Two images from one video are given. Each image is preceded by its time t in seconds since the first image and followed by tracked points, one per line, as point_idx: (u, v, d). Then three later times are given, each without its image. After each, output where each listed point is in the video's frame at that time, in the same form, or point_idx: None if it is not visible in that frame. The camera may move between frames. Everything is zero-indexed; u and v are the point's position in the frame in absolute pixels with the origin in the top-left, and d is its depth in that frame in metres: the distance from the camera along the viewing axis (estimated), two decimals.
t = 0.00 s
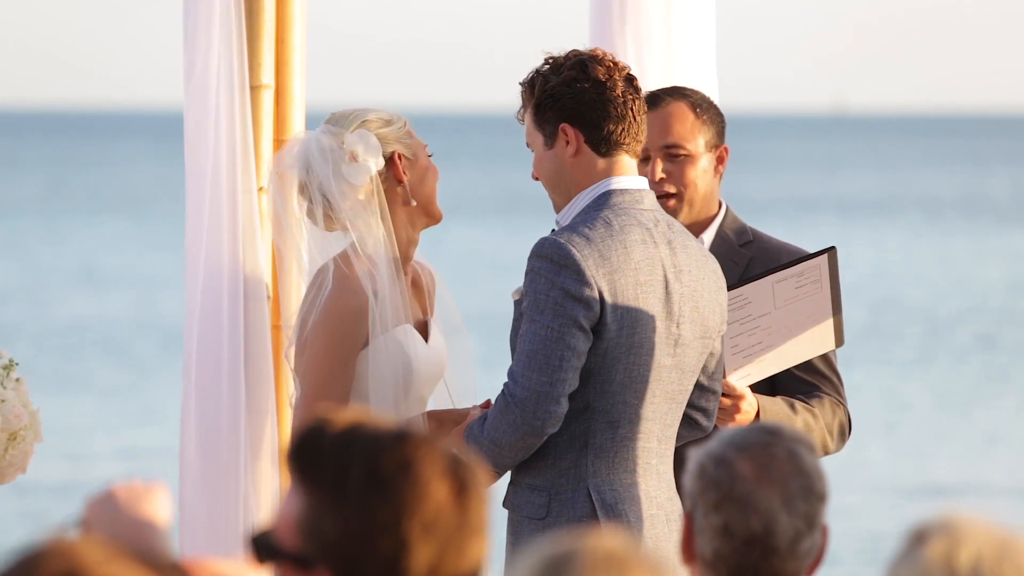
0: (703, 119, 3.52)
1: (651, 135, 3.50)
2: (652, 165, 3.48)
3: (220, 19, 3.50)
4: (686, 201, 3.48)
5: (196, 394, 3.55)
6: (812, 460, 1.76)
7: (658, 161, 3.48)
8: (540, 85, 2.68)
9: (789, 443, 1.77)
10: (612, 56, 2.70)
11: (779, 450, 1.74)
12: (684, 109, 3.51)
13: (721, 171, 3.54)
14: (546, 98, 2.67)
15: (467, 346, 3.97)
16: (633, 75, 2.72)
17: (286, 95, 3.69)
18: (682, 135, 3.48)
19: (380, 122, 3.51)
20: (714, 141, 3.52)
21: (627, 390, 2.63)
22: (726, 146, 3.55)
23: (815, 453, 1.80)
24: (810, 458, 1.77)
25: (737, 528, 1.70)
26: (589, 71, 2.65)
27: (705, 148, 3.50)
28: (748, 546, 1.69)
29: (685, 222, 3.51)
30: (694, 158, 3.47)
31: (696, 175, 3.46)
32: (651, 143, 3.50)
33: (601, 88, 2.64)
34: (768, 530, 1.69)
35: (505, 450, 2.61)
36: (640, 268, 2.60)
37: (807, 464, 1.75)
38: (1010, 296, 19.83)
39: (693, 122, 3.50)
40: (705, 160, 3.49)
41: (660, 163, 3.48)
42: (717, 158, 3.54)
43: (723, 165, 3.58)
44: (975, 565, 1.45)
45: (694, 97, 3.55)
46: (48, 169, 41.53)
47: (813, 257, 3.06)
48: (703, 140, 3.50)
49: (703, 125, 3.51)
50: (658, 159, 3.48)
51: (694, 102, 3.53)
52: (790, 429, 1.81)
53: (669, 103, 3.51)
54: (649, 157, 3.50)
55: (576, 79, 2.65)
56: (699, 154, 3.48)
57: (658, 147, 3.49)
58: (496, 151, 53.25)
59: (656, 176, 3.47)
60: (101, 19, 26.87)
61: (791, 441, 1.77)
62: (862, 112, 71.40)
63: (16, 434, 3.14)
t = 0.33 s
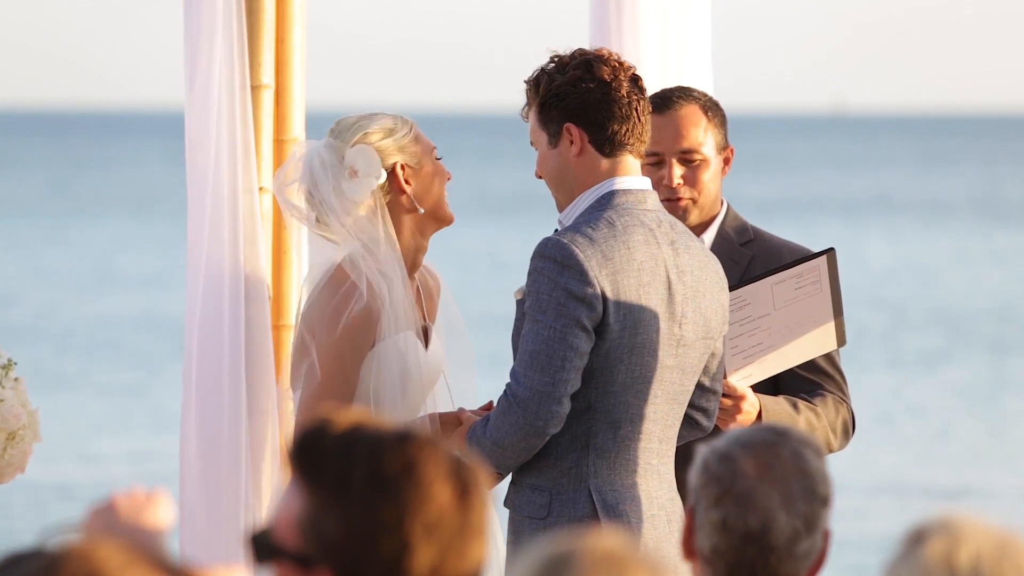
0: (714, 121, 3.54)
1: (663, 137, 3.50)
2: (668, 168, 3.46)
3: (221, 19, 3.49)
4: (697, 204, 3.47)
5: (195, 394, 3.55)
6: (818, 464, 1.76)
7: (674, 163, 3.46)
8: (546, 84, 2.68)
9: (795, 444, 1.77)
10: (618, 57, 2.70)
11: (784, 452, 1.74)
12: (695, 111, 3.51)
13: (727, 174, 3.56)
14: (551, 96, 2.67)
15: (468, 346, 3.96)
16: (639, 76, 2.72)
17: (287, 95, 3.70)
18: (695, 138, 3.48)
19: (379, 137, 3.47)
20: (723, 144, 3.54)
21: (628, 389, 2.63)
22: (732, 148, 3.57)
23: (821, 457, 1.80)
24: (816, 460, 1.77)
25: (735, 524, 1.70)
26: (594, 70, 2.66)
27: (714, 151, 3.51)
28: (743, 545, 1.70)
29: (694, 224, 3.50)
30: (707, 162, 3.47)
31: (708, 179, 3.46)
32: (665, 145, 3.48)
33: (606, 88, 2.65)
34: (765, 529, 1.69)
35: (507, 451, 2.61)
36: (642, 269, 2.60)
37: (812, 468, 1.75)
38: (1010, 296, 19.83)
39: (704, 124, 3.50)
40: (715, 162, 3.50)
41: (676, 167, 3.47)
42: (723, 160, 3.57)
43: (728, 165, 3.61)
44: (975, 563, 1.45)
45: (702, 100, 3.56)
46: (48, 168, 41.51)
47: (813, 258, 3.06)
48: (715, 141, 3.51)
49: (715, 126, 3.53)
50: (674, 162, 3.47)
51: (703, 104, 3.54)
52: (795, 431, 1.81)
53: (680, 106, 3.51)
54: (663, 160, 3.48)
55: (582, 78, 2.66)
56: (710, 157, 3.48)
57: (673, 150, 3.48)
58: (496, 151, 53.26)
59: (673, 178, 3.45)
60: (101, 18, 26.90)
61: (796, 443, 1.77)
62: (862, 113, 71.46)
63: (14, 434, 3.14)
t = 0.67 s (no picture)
0: (709, 121, 3.54)
1: (658, 139, 3.49)
2: (661, 170, 3.46)
3: (224, 18, 3.49)
4: (691, 205, 3.48)
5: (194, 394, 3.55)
6: (815, 475, 1.76)
7: (668, 165, 3.46)
8: (542, 89, 2.68)
9: (794, 457, 1.77)
10: (612, 57, 2.71)
11: (783, 469, 1.74)
12: (689, 112, 3.51)
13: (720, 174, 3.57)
14: (548, 102, 2.66)
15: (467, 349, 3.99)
16: (634, 76, 2.72)
17: (287, 94, 3.69)
18: (688, 139, 3.47)
19: (321, 145, 3.60)
20: (716, 144, 3.55)
21: (630, 390, 2.62)
22: (726, 148, 3.58)
23: (821, 467, 1.80)
24: (815, 473, 1.77)
25: (736, 548, 1.70)
26: (590, 71, 2.66)
27: (708, 151, 3.51)
28: (744, 566, 1.70)
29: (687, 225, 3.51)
30: (700, 164, 3.47)
31: (702, 181, 3.46)
32: (659, 147, 3.48)
33: (602, 87, 2.65)
34: (768, 552, 1.69)
35: (508, 450, 2.61)
36: (646, 270, 2.60)
37: (810, 480, 1.74)
38: (1011, 296, 19.83)
39: (696, 125, 3.50)
40: (708, 164, 3.50)
41: (670, 169, 3.46)
42: (717, 160, 3.57)
43: (721, 166, 3.62)
44: (972, 562, 1.46)
45: (695, 99, 3.55)
46: (47, 168, 41.44)
47: (818, 265, 3.05)
48: (709, 142, 3.51)
49: (709, 126, 3.53)
50: (668, 164, 3.46)
51: (696, 103, 3.53)
52: (790, 438, 1.81)
53: (675, 107, 3.50)
54: (657, 162, 3.48)
55: (578, 79, 2.66)
56: (703, 158, 3.48)
57: (667, 152, 3.47)
58: (496, 151, 53.22)
59: (667, 181, 3.45)
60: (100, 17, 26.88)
61: (797, 455, 1.77)
62: (862, 112, 71.43)
63: (14, 431, 3.14)
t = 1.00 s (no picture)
0: (708, 122, 3.54)
1: (656, 139, 3.48)
2: (660, 170, 3.46)
3: (220, 21, 3.51)
4: (688, 207, 3.49)
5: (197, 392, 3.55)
6: (809, 481, 1.76)
7: (667, 165, 3.45)
8: (520, 109, 2.69)
9: (789, 467, 1.76)
10: (584, 66, 2.75)
11: (779, 484, 1.73)
12: (688, 111, 3.51)
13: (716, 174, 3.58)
14: (529, 118, 2.67)
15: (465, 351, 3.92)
16: (605, 81, 2.74)
17: (286, 95, 3.69)
18: (686, 139, 3.47)
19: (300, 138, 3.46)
20: (713, 144, 3.55)
21: (636, 392, 2.62)
22: (722, 149, 3.58)
23: (817, 471, 1.80)
24: (811, 479, 1.76)
25: (736, 562, 1.71)
26: (562, 81, 2.68)
27: (706, 152, 3.51)
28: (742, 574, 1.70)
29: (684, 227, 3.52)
30: (698, 165, 3.48)
31: (699, 181, 3.47)
32: (658, 146, 3.47)
33: (580, 94, 2.67)
34: (767, 565, 1.69)
35: (512, 450, 2.62)
36: (652, 270, 2.60)
37: (806, 489, 1.74)
38: (1010, 296, 19.84)
39: (695, 125, 3.50)
40: (706, 165, 3.51)
41: (669, 168, 3.46)
42: (714, 161, 3.57)
43: (717, 167, 3.62)
44: (972, 558, 1.46)
45: (693, 99, 3.55)
46: (48, 168, 41.38)
47: (814, 271, 3.07)
48: (706, 142, 3.52)
49: (707, 126, 3.53)
50: (667, 164, 3.46)
51: (695, 104, 3.53)
52: (785, 441, 1.81)
53: (673, 107, 3.50)
54: (655, 162, 3.47)
55: (553, 90, 2.67)
56: (701, 160, 3.48)
57: (666, 152, 3.47)
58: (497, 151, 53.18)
59: (667, 181, 3.44)
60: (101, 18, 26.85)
61: (791, 463, 1.77)
62: (862, 112, 71.43)
63: (12, 431, 3.14)
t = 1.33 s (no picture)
0: (700, 123, 3.54)
1: (651, 139, 3.48)
2: (655, 171, 3.46)
3: (220, 22, 3.52)
4: (683, 207, 3.49)
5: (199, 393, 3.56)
6: (800, 474, 1.76)
7: (662, 165, 3.46)
8: (510, 121, 2.69)
9: (780, 459, 1.77)
10: (571, 73, 2.75)
11: (767, 471, 1.74)
12: (681, 113, 3.51)
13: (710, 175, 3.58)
14: (521, 129, 2.67)
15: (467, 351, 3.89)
16: (592, 87, 2.74)
17: (286, 95, 3.69)
18: (679, 140, 3.47)
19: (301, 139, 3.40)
20: (706, 145, 3.56)
21: (639, 391, 2.62)
22: (716, 149, 3.59)
23: (808, 464, 1.80)
24: (801, 472, 1.77)
25: (724, 555, 1.71)
26: (551, 89, 2.70)
27: (699, 153, 3.52)
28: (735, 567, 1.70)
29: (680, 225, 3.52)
30: (692, 166, 3.48)
31: (693, 181, 3.47)
32: (653, 147, 3.47)
33: (571, 101, 2.67)
34: (755, 556, 1.69)
35: (516, 452, 2.62)
36: (653, 269, 2.59)
37: (796, 481, 1.74)
38: (1011, 296, 19.81)
39: (688, 126, 3.50)
40: (699, 166, 3.51)
41: (664, 169, 3.46)
42: (707, 162, 3.58)
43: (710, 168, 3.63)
44: (971, 552, 1.46)
45: (685, 101, 3.56)
46: (48, 168, 41.34)
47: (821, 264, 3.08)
48: (699, 143, 3.52)
49: (699, 128, 3.54)
50: (661, 164, 3.46)
51: (687, 105, 3.54)
52: (776, 436, 1.82)
53: (667, 108, 3.50)
54: (650, 163, 3.47)
55: (543, 99, 2.68)
56: (695, 160, 3.48)
57: (661, 152, 3.47)
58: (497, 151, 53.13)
59: (662, 180, 3.44)
60: (102, 18, 26.79)
61: (782, 455, 1.77)
62: (862, 112, 71.42)
63: (12, 430, 3.14)
